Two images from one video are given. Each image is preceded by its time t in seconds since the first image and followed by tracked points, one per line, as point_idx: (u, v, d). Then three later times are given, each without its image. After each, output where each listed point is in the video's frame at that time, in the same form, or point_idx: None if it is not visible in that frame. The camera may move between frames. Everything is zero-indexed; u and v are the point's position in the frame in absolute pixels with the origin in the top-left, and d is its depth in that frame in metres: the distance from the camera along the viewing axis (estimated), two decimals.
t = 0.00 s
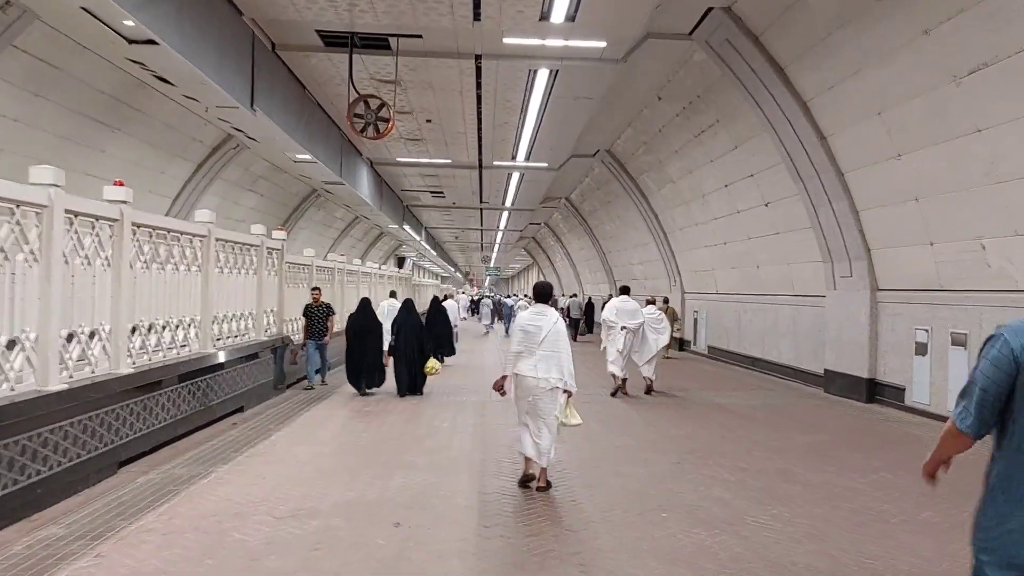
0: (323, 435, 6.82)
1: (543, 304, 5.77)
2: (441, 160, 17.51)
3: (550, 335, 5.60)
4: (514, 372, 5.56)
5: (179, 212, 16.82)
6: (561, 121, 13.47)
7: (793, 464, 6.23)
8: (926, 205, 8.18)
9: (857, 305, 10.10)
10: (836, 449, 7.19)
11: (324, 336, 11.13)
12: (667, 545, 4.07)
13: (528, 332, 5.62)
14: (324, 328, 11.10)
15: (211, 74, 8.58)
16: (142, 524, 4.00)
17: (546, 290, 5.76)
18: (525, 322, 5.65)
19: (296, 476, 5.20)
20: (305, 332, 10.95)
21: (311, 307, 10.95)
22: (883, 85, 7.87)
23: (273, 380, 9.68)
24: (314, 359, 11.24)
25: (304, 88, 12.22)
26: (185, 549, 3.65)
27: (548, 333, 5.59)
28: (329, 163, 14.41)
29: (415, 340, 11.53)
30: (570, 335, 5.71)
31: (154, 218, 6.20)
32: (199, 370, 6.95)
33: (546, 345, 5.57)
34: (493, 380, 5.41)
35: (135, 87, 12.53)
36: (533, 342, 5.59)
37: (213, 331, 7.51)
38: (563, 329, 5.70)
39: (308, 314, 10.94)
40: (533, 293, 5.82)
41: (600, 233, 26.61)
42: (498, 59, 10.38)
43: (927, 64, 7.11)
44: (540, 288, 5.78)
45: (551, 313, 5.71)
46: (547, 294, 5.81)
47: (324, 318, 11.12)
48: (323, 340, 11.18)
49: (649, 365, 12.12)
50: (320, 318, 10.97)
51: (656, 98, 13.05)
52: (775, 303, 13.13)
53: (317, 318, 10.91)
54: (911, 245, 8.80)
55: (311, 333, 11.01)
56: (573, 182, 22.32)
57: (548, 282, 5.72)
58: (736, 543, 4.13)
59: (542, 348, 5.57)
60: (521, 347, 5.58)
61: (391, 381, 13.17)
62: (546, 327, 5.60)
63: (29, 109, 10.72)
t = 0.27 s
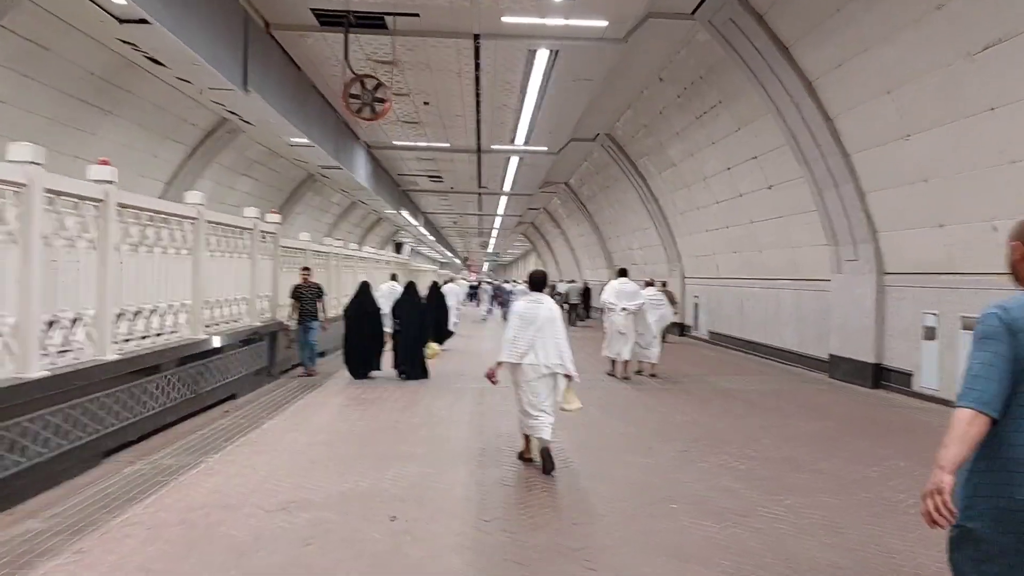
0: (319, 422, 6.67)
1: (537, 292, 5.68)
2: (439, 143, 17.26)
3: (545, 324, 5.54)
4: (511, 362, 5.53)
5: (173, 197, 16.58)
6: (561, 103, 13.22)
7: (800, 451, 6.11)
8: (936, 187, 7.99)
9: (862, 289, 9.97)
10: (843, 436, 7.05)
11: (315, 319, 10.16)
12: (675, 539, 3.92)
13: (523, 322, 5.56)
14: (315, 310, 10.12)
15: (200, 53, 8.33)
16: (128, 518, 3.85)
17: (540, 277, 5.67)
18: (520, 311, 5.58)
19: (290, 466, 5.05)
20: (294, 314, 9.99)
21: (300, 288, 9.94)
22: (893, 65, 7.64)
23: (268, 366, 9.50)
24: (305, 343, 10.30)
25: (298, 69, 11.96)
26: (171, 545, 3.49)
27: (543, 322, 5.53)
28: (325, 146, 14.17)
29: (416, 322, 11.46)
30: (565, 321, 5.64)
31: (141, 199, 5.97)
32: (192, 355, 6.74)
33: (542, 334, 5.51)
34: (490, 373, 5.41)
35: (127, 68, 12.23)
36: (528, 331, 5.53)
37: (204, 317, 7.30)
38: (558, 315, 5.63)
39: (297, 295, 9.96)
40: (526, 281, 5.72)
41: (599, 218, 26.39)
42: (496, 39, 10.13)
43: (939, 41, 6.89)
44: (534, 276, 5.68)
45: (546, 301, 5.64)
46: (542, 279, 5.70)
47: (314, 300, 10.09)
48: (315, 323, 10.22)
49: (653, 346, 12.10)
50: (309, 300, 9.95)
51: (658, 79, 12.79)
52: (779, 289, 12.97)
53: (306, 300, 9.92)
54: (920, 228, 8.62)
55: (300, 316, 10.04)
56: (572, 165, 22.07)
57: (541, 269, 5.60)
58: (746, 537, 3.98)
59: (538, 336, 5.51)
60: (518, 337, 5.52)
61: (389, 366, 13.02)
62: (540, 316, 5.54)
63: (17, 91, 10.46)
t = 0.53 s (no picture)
0: (312, 410, 6.46)
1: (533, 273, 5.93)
2: (433, 123, 16.93)
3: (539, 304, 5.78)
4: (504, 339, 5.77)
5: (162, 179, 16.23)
6: (557, 81, 12.90)
7: (807, 437, 5.94)
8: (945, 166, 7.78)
9: (864, 272, 9.89)
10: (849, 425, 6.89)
11: (301, 307, 9.60)
12: (682, 533, 3.75)
13: (517, 302, 5.80)
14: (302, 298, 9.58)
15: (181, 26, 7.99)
16: (104, 515, 3.64)
17: (536, 260, 5.91)
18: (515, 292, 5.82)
19: (279, 456, 4.85)
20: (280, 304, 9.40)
21: (285, 276, 9.34)
22: (901, 38, 7.35)
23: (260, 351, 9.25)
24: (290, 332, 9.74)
25: (287, 46, 11.61)
26: (150, 544, 3.29)
27: (536, 302, 5.77)
28: (316, 126, 13.84)
29: (411, 303, 11.47)
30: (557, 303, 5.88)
31: (123, 179, 5.66)
32: (178, 340, 6.46)
33: (534, 313, 5.75)
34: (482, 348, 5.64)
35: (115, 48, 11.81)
36: (522, 310, 5.78)
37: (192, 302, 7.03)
38: (551, 297, 5.87)
39: (282, 283, 9.35)
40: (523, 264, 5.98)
41: (595, 199, 26.11)
42: (491, 14, 9.82)
43: (952, 13, 6.63)
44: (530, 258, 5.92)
45: (540, 283, 5.88)
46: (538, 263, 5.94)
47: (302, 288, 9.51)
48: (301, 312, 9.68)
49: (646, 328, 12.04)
50: (297, 288, 9.39)
51: (657, 56, 12.47)
52: (780, 270, 12.78)
53: (293, 289, 9.35)
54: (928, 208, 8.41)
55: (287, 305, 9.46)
56: (568, 146, 21.74)
57: (536, 252, 5.84)
58: (756, 531, 3.81)
59: (530, 315, 5.76)
60: (511, 315, 5.77)
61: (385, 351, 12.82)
62: (533, 296, 5.78)
63: None
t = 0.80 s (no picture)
0: (308, 412, 6.31)
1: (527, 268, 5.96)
2: (432, 121, 16.78)
3: (535, 300, 5.83)
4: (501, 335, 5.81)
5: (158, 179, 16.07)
6: (557, 77, 12.72)
7: (814, 439, 5.79)
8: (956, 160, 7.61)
9: (871, 269, 9.74)
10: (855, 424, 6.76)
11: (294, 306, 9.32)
12: (688, 540, 3.61)
13: (514, 298, 5.83)
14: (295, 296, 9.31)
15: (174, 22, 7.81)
16: (88, 525, 3.50)
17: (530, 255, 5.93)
18: (512, 287, 5.84)
19: (273, 460, 4.71)
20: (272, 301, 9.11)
21: (277, 272, 9.05)
22: (909, 29, 7.18)
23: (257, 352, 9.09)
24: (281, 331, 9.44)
25: (284, 43, 11.43)
26: (134, 559, 3.14)
27: (533, 298, 5.82)
28: (315, 125, 13.67)
29: (412, 300, 11.41)
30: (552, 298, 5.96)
31: (113, 177, 5.48)
32: (170, 342, 6.28)
33: (531, 309, 5.81)
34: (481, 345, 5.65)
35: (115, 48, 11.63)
36: (518, 306, 5.83)
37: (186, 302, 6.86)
38: (546, 292, 5.94)
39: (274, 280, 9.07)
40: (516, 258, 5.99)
41: (596, 197, 25.95)
42: (490, 10, 9.66)
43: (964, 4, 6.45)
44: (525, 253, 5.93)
45: (536, 278, 5.92)
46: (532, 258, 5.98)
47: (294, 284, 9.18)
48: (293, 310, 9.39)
49: (643, 325, 11.96)
50: (289, 285, 9.11)
51: (659, 51, 12.28)
52: (784, 268, 12.63)
53: (286, 286, 9.07)
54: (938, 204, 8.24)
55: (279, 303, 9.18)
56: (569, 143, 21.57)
57: (534, 248, 5.86)
58: (766, 539, 3.66)
59: (527, 311, 5.81)
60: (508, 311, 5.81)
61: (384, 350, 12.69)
62: (530, 292, 5.82)
63: None
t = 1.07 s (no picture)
0: (307, 415, 6.14)
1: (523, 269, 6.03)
2: (434, 116, 16.57)
3: (532, 300, 5.92)
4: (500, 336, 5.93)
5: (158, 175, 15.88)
6: (562, 71, 12.50)
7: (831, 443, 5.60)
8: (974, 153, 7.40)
9: (884, 266, 9.54)
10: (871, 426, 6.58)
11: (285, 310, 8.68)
12: (703, 554, 3.44)
13: (511, 299, 5.93)
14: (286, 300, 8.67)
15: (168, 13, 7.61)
16: (73, 539, 3.34)
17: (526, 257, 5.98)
18: (508, 289, 5.94)
19: (270, 467, 4.54)
20: (262, 305, 8.48)
21: (268, 273, 8.45)
22: (923, 20, 6.98)
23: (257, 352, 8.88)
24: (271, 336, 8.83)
25: (283, 37, 11.24)
26: None
27: (530, 299, 5.90)
28: (315, 120, 13.48)
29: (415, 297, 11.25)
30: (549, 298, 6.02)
31: (104, 171, 5.31)
32: (165, 342, 6.09)
33: (528, 310, 5.90)
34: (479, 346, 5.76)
35: (110, 40, 11.45)
36: (515, 307, 5.91)
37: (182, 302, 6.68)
38: (543, 292, 6.01)
39: (265, 281, 8.45)
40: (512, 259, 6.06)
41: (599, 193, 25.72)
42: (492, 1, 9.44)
43: None
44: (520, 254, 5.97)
45: (532, 279, 5.99)
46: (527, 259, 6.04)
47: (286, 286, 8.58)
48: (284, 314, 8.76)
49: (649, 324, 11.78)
50: (281, 287, 8.49)
51: (665, 44, 12.05)
52: (793, 264, 12.42)
53: (277, 288, 8.45)
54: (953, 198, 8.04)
55: (269, 306, 8.53)
56: (572, 139, 21.35)
57: (529, 250, 5.82)
58: (785, 553, 3.48)
59: (525, 312, 5.90)
60: (506, 313, 5.91)
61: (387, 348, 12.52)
62: (526, 293, 5.90)
63: None
